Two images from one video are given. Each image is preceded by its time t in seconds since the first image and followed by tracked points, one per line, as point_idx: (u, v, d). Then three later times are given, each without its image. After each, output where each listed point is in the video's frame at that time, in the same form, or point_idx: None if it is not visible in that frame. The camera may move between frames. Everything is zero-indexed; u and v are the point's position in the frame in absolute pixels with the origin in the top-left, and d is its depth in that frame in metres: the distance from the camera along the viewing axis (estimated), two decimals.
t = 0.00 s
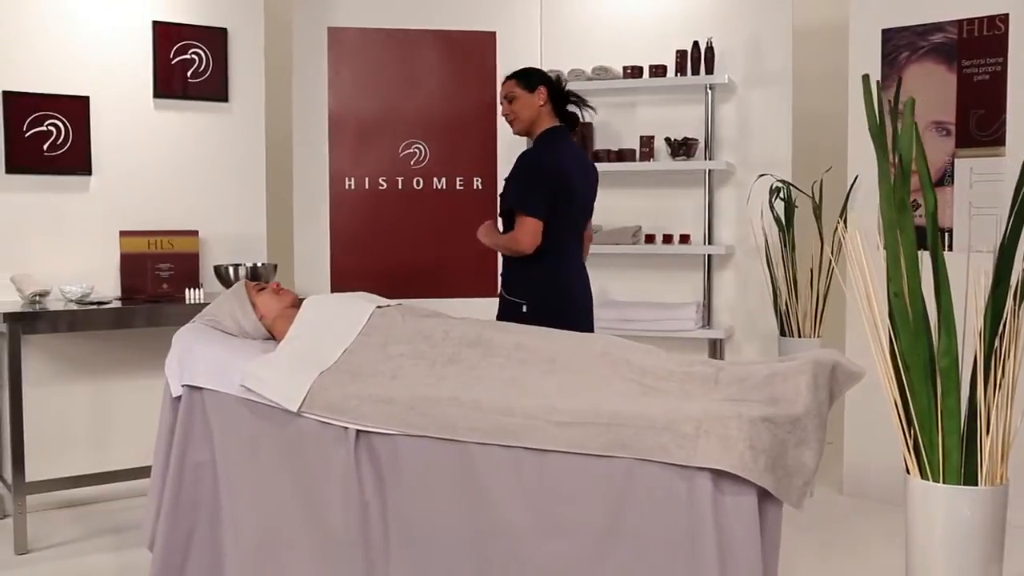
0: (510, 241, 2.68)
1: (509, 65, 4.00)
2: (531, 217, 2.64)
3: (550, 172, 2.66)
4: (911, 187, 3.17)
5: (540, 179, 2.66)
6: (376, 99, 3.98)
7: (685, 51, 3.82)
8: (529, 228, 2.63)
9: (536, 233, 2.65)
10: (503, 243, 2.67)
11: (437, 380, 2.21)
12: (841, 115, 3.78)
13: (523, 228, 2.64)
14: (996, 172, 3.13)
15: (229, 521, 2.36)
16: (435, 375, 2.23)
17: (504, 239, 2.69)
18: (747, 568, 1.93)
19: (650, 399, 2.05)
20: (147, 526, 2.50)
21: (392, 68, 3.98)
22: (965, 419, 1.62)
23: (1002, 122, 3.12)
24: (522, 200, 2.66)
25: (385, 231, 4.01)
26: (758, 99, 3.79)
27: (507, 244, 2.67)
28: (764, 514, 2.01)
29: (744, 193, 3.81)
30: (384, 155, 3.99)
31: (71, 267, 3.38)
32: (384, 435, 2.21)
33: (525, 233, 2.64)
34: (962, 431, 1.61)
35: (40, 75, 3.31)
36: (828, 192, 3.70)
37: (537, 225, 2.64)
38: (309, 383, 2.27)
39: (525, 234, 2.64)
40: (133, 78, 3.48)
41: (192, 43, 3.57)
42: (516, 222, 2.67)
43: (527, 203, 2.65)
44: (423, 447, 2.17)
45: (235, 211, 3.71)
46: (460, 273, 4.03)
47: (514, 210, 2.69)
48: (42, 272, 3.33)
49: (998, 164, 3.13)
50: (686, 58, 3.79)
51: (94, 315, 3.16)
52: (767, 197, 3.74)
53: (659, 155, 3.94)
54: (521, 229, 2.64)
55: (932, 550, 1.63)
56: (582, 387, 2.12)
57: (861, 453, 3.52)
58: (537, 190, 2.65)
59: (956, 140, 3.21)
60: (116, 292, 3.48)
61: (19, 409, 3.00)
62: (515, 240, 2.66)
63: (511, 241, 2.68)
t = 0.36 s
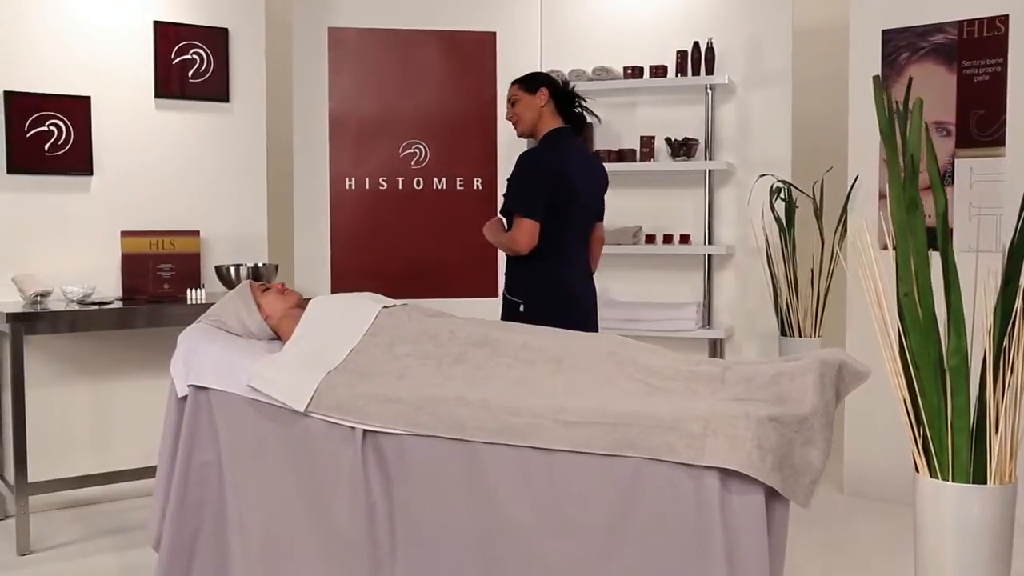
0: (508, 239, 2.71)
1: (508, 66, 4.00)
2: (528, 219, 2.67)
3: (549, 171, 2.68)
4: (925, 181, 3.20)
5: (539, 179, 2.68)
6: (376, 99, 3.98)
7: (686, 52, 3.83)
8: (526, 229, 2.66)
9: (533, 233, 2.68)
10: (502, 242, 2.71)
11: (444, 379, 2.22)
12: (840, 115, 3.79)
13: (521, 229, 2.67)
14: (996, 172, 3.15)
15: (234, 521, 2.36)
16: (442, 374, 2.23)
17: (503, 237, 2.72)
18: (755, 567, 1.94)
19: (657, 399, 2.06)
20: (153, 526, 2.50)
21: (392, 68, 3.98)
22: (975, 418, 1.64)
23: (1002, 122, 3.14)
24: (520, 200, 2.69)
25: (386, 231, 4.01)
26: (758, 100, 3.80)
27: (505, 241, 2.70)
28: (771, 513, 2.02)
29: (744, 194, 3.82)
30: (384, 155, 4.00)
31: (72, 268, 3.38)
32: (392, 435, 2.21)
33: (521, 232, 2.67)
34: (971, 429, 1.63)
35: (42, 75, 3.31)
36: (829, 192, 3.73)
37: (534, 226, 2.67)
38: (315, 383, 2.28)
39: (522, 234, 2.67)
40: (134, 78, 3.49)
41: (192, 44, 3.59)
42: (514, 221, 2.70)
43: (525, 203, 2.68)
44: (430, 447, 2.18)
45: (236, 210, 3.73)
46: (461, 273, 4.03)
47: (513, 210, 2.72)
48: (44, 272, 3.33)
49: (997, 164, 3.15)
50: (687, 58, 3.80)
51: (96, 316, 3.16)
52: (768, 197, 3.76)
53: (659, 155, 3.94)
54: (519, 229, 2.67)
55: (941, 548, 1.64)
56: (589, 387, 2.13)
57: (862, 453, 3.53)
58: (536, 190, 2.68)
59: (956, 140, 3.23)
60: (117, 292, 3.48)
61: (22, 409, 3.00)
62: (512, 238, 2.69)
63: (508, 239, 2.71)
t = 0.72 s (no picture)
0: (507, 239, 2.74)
1: (507, 66, 4.00)
2: (525, 219, 2.69)
3: (543, 171, 2.70)
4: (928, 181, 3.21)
5: (534, 179, 2.70)
6: (375, 99, 3.98)
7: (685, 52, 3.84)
8: (523, 230, 2.69)
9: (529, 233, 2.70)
10: (501, 241, 2.74)
11: (449, 379, 2.23)
12: (839, 116, 3.80)
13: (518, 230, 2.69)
14: (994, 173, 3.16)
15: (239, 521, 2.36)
16: (447, 374, 2.24)
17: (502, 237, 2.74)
18: (761, 567, 1.94)
19: (662, 398, 2.06)
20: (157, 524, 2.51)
21: (391, 68, 3.98)
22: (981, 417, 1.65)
23: (1001, 123, 3.15)
24: (518, 200, 2.71)
25: (386, 232, 4.01)
26: (757, 100, 3.81)
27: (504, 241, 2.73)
28: (777, 511, 2.02)
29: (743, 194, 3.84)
30: (383, 155, 4.00)
31: (73, 268, 3.38)
32: (397, 434, 2.22)
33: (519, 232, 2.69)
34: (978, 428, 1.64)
35: (42, 75, 3.30)
36: (829, 191, 3.80)
37: (531, 226, 2.69)
38: (320, 383, 2.28)
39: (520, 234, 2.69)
40: (134, 78, 3.49)
41: (192, 44, 3.59)
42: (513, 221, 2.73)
43: (522, 203, 2.70)
44: (435, 447, 2.18)
45: (235, 210, 3.74)
46: (460, 272, 4.03)
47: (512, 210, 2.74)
48: (45, 272, 3.32)
49: (997, 165, 3.16)
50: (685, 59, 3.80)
51: (96, 316, 3.15)
52: (767, 197, 3.77)
53: (659, 155, 3.95)
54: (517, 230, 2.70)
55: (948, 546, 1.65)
56: (593, 387, 2.13)
57: (861, 452, 3.55)
58: (532, 190, 2.70)
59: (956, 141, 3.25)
60: (117, 293, 3.48)
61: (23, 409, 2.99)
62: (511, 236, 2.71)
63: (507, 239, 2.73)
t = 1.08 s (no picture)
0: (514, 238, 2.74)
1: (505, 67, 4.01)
2: (535, 217, 2.70)
3: (550, 171, 2.70)
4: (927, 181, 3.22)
5: (541, 179, 2.71)
6: (374, 99, 3.98)
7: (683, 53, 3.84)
8: (533, 227, 2.69)
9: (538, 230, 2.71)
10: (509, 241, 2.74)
11: (453, 379, 2.23)
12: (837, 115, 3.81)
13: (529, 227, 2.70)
14: (992, 173, 3.18)
15: (243, 521, 2.37)
16: (451, 374, 2.24)
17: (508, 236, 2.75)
18: (764, 567, 1.93)
19: (666, 398, 2.06)
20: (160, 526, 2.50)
21: (389, 68, 3.98)
22: (986, 415, 1.68)
23: (999, 124, 3.17)
24: (525, 200, 2.72)
25: (384, 232, 4.01)
26: (755, 101, 3.82)
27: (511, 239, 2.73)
28: (780, 510, 2.01)
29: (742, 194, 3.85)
30: (382, 155, 4.00)
31: (72, 269, 3.38)
32: (401, 434, 2.22)
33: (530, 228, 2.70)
34: (983, 426, 1.67)
35: (41, 75, 3.30)
36: (828, 190, 3.77)
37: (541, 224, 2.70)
38: (324, 383, 2.28)
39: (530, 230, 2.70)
40: (133, 78, 3.49)
41: (191, 44, 3.59)
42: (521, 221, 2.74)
43: (531, 203, 2.71)
44: (439, 447, 2.18)
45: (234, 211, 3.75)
46: (459, 273, 4.04)
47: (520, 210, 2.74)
48: (45, 272, 3.32)
49: (995, 165, 3.17)
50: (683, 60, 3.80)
51: (95, 316, 3.15)
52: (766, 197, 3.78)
53: (657, 155, 3.96)
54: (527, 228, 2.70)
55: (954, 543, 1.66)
56: (597, 387, 2.13)
57: (861, 450, 3.56)
58: (539, 190, 2.70)
59: (953, 141, 3.26)
60: (116, 293, 3.48)
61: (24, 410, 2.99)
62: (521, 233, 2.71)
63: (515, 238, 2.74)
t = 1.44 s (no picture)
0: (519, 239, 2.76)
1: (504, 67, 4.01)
2: (541, 217, 2.70)
3: (553, 172, 2.71)
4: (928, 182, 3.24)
5: (545, 181, 2.71)
6: (374, 99, 3.99)
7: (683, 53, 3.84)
8: (539, 228, 2.70)
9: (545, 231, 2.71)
10: (516, 243, 2.75)
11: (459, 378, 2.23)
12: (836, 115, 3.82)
13: (535, 228, 2.70)
14: (991, 174, 3.20)
15: (248, 521, 2.37)
16: (457, 373, 2.25)
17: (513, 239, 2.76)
18: (771, 566, 1.93)
19: (672, 397, 2.06)
20: (166, 525, 2.52)
21: (390, 68, 3.98)
22: (993, 413, 1.70)
23: (999, 124, 3.18)
24: (530, 201, 2.72)
25: (384, 232, 4.01)
26: (755, 101, 3.83)
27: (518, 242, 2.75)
28: (786, 510, 2.02)
29: (740, 194, 3.87)
30: (382, 155, 4.00)
31: (73, 269, 3.38)
32: (406, 434, 2.22)
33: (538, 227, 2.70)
34: (990, 424, 1.69)
35: (42, 75, 3.30)
36: (828, 191, 3.64)
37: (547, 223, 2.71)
38: (329, 384, 2.29)
39: (538, 231, 2.71)
40: (132, 76, 3.49)
41: (192, 44, 3.61)
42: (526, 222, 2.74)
43: (536, 203, 2.71)
44: (444, 447, 2.18)
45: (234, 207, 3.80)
46: (460, 273, 4.04)
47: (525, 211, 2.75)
48: (45, 272, 3.32)
49: (995, 165, 3.19)
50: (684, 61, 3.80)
51: (96, 316, 3.14)
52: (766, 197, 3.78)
53: (656, 156, 3.97)
54: (534, 228, 2.71)
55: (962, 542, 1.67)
56: (603, 386, 2.13)
57: (860, 449, 3.58)
58: (544, 191, 2.71)
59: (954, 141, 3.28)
60: (117, 293, 3.48)
61: (26, 410, 2.99)
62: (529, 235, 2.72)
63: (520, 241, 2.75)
